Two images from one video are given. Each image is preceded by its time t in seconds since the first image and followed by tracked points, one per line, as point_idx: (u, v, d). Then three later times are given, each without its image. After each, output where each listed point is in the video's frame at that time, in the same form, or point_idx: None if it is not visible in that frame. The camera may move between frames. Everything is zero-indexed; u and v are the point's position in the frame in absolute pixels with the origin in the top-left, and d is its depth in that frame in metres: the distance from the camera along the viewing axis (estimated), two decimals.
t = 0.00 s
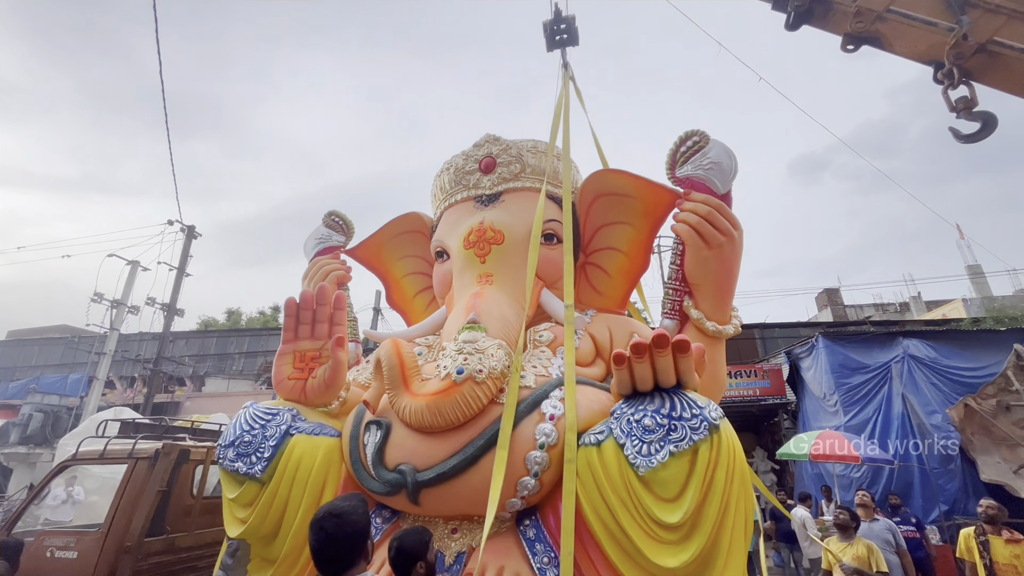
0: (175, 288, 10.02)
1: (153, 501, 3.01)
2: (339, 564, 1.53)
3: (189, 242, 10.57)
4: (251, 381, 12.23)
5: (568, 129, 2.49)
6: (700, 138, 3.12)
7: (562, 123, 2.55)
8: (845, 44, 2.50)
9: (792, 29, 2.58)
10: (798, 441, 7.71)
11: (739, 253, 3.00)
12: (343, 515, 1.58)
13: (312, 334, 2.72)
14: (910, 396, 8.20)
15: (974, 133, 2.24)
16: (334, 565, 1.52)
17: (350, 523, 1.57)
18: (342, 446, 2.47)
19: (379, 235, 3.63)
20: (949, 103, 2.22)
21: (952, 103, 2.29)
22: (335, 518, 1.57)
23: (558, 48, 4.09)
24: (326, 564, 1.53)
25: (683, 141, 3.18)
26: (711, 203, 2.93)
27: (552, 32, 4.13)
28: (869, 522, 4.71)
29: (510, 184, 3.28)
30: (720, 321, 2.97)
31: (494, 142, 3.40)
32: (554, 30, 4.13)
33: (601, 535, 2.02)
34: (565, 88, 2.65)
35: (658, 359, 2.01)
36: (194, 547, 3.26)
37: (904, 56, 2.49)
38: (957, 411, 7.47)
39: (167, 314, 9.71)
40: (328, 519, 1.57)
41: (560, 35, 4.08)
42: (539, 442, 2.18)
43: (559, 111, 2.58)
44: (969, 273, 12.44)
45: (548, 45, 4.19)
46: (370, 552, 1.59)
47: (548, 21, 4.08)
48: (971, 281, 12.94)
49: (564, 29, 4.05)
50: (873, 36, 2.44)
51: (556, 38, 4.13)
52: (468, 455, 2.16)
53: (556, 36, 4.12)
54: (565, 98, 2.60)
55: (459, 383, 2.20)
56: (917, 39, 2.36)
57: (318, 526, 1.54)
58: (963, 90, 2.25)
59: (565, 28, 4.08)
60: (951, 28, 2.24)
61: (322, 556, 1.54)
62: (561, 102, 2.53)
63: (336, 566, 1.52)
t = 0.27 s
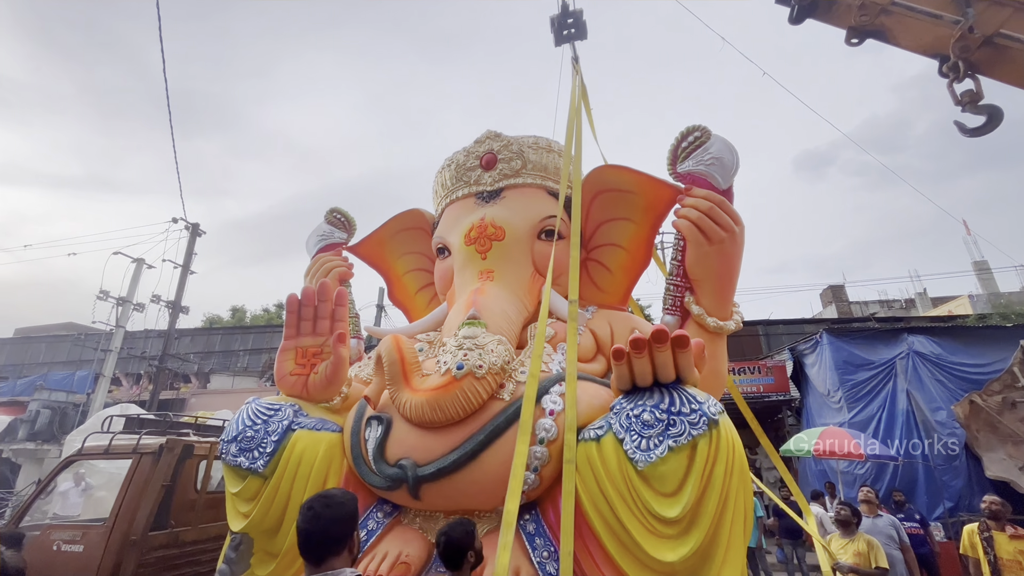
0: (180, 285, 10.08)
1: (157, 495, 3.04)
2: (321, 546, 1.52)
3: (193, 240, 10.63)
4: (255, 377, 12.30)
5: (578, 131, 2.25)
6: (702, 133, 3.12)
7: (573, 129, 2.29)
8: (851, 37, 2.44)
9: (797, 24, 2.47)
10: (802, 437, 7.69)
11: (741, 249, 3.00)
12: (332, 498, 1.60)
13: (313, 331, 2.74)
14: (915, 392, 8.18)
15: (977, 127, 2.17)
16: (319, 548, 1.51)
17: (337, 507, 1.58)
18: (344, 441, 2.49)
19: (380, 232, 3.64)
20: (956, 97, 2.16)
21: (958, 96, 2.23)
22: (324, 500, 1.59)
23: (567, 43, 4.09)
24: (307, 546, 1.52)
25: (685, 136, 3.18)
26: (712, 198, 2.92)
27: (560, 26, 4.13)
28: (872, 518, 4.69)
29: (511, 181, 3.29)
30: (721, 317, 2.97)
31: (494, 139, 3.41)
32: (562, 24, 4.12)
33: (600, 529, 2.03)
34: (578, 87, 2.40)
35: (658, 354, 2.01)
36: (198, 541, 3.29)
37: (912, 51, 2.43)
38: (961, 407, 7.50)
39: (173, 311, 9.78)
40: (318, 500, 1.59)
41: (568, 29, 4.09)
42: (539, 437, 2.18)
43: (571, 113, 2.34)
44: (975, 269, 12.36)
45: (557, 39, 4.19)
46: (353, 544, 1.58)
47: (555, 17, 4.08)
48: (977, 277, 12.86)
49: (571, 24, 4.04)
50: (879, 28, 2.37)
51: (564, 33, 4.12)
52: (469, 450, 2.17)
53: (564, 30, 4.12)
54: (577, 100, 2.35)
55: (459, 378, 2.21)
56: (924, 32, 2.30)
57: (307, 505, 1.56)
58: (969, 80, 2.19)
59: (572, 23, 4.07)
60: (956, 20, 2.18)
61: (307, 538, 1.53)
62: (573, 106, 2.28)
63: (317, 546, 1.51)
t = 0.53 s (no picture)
0: (185, 283, 10.13)
1: (161, 490, 3.06)
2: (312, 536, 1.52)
3: (198, 238, 10.67)
4: (259, 374, 12.34)
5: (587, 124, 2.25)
6: (704, 130, 3.11)
7: (580, 120, 2.31)
8: (854, 30, 2.22)
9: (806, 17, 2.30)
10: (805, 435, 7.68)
11: (742, 246, 3.00)
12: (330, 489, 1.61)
13: (315, 328, 2.75)
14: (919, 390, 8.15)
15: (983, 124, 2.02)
16: (309, 541, 1.51)
17: (332, 499, 1.59)
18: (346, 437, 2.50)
19: (381, 230, 3.65)
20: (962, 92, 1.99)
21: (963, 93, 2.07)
22: (322, 491, 1.61)
23: (573, 40, 4.09)
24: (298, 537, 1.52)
25: (687, 134, 3.17)
26: (714, 196, 2.92)
27: (567, 22, 4.13)
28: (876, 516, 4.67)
29: (513, 178, 3.29)
30: (722, 314, 2.96)
31: (496, 137, 3.41)
32: (569, 21, 4.12)
33: (599, 525, 2.04)
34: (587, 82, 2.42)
35: (657, 351, 2.01)
36: (202, 536, 3.32)
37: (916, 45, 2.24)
38: (967, 405, 7.42)
39: (177, 309, 9.82)
40: (316, 491, 1.61)
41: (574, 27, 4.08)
42: (538, 434, 2.19)
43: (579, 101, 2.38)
44: (981, 266, 12.29)
45: (563, 35, 4.19)
46: (344, 542, 1.58)
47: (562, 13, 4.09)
48: (983, 274, 12.78)
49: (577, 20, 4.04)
50: (882, 23, 2.16)
51: (570, 30, 4.13)
52: (468, 447, 2.18)
53: (570, 27, 4.12)
54: (585, 89, 2.39)
55: (459, 375, 2.22)
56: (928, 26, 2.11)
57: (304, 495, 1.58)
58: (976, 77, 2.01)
59: (578, 20, 4.07)
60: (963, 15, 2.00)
61: (298, 528, 1.53)
62: (580, 93, 2.31)
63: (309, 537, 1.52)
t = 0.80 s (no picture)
0: (188, 282, 10.17)
1: (164, 488, 3.08)
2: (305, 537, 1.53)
3: (201, 237, 10.70)
4: (263, 373, 12.38)
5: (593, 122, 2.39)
6: (706, 129, 3.10)
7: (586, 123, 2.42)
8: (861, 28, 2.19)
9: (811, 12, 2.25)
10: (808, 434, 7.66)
11: (744, 245, 2.99)
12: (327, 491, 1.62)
13: (316, 327, 2.76)
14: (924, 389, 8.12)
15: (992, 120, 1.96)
16: (306, 542, 1.52)
17: (328, 500, 1.61)
18: (347, 436, 2.51)
19: (383, 229, 3.66)
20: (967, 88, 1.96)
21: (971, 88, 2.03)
22: (319, 493, 1.62)
23: (579, 39, 4.08)
24: (293, 539, 1.53)
25: (688, 133, 3.16)
26: (715, 195, 2.92)
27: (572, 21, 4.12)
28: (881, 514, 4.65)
29: (514, 177, 3.30)
30: (724, 314, 2.95)
31: (497, 136, 3.42)
32: (574, 19, 4.11)
33: (598, 524, 2.04)
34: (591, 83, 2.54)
35: (657, 351, 2.01)
36: (203, 534, 3.33)
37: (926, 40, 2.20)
38: (972, 403, 7.39)
39: (181, 308, 9.85)
40: (314, 492, 1.62)
41: (579, 26, 4.07)
42: (538, 433, 2.20)
43: (585, 99, 2.50)
44: (987, 264, 12.22)
45: (568, 34, 4.18)
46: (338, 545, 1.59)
47: (568, 12, 4.09)
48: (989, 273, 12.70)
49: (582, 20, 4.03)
50: (888, 20, 2.13)
51: (574, 30, 4.12)
52: (468, 446, 2.19)
53: (575, 27, 4.12)
54: (591, 87, 2.51)
55: (459, 374, 2.23)
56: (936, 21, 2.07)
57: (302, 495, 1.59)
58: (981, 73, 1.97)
59: (583, 19, 4.07)
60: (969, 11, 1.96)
61: (294, 528, 1.54)
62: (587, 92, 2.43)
63: (302, 539, 1.52)
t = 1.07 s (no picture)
0: (193, 281, 10.22)
1: (167, 486, 3.10)
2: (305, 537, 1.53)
3: (206, 237, 10.75)
4: (268, 371, 12.42)
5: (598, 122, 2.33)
6: (707, 127, 3.09)
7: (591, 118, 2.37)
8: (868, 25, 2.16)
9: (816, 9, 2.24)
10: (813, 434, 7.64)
11: (745, 244, 2.99)
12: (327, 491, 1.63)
13: (318, 326, 2.77)
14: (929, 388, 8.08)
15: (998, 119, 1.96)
16: (306, 543, 1.52)
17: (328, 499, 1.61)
18: (348, 435, 2.52)
19: (386, 228, 3.68)
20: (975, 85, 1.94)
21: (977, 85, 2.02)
22: (319, 492, 1.63)
23: (582, 40, 4.08)
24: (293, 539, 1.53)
25: (689, 131, 3.15)
26: (716, 194, 2.91)
27: (576, 21, 4.13)
28: (887, 514, 4.63)
29: (515, 177, 3.30)
30: (725, 313, 2.95)
31: (498, 135, 3.43)
32: (578, 20, 4.12)
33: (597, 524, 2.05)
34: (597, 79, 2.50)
35: (656, 350, 2.01)
36: (206, 531, 3.36)
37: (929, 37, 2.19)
38: (979, 403, 7.49)
39: (186, 306, 9.90)
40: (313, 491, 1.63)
41: (583, 27, 4.08)
42: (538, 432, 2.20)
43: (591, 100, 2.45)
44: (994, 263, 12.14)
45: (572, 35, 4.18)
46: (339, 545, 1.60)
47: (573, 14, 4.10)
48: (996, 271, 12.62)
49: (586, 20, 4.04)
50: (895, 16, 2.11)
51: (578, 31, 4.12)
52: (469, 445, 2.20)
53: (579, 27, 4.12)
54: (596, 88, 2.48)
55: (459, 373, 2.23)
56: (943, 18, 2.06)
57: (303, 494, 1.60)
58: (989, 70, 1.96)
59: (587, 19, 4.07)
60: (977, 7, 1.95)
61: (295, 528, 1.55)
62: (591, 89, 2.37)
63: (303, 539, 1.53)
